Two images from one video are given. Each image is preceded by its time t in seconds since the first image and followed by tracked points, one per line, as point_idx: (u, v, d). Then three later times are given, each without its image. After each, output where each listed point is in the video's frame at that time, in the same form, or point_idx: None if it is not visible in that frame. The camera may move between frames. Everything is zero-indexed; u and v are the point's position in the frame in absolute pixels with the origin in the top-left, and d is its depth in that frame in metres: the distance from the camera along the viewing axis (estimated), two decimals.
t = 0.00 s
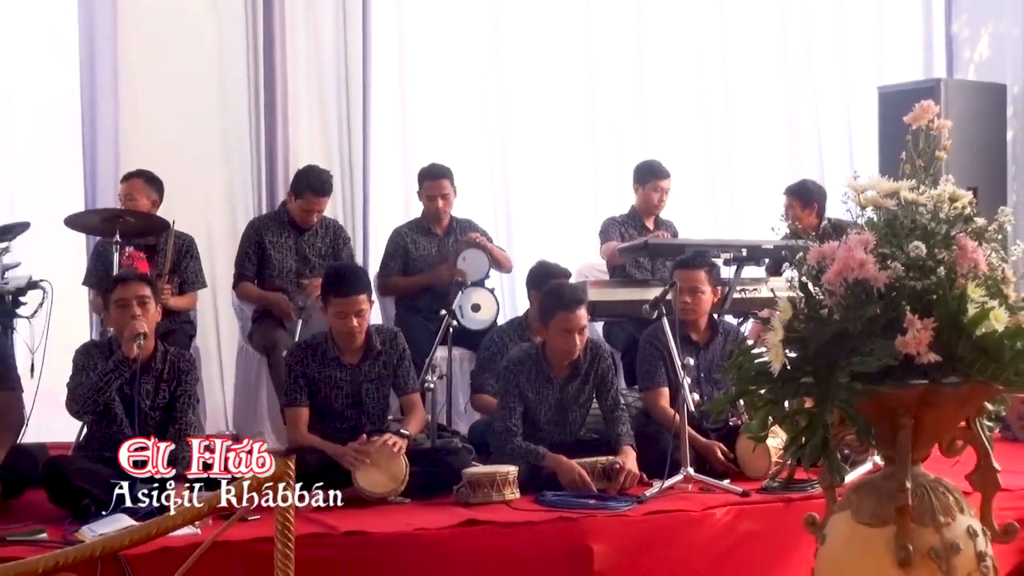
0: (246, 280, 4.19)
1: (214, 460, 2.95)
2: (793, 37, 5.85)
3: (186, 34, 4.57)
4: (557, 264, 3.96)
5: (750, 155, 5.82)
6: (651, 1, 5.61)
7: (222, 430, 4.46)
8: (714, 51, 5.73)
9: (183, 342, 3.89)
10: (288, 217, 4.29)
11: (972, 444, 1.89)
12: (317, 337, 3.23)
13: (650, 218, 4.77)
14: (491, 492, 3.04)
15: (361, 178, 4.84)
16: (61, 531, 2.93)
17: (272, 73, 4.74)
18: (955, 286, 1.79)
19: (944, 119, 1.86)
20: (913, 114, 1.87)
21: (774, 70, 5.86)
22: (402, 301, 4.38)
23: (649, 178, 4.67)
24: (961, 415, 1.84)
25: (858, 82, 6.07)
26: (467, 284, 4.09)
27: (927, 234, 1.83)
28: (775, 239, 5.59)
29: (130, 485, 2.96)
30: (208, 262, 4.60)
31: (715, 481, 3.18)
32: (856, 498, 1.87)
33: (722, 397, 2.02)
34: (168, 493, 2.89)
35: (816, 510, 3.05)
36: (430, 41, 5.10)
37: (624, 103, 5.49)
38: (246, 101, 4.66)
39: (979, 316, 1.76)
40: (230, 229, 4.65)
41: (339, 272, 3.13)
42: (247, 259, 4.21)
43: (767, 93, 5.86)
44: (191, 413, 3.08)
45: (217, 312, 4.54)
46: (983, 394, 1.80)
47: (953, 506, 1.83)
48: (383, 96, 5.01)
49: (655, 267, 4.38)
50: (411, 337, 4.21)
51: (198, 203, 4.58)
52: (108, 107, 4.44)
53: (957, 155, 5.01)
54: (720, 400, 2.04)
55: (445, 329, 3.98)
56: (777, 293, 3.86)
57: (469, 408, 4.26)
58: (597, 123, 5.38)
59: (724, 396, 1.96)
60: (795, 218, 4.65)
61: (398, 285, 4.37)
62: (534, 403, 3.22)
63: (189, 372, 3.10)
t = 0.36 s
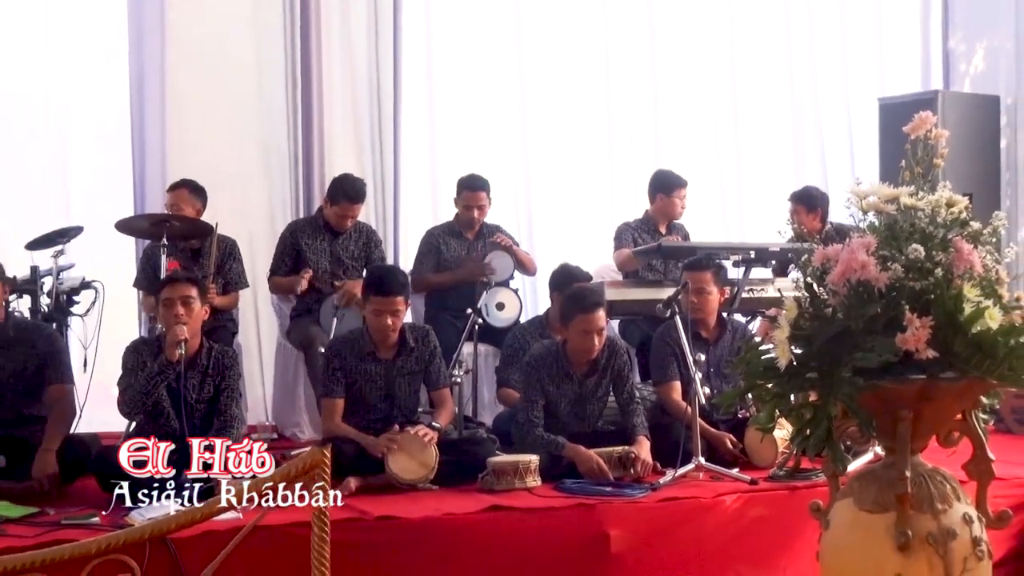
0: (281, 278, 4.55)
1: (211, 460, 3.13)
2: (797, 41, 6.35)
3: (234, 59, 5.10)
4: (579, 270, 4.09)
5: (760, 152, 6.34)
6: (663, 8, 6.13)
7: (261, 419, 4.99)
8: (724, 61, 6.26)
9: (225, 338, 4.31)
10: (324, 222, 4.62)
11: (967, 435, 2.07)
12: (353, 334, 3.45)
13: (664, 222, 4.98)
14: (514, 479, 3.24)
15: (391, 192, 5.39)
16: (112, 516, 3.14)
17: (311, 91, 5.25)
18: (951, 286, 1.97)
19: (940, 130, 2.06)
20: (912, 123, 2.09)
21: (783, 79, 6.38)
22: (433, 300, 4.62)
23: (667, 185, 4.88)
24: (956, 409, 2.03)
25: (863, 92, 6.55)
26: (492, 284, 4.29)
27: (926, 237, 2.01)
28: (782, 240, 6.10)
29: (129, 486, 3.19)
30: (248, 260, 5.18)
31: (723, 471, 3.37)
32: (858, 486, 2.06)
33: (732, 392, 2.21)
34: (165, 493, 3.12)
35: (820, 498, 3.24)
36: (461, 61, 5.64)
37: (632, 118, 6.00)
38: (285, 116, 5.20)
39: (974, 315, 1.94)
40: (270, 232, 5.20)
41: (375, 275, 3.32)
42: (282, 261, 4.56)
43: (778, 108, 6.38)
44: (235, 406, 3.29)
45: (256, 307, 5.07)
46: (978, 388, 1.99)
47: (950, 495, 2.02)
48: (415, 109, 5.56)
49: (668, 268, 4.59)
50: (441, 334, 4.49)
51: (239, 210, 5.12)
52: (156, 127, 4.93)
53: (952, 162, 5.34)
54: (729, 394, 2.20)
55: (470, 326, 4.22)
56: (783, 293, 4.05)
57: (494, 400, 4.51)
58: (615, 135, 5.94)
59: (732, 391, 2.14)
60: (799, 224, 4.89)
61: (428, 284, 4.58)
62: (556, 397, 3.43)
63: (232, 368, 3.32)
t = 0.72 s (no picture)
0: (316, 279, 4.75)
1: (212, 460, 3.33)
2: (801, 50, 6.52)
3: (271, 76, 5.45)
4: (596, 269, 4.29)
5: (764, 158, 6.54)
6: (676, 13, 6.33)
7: (297, 412, 5.28)
8: (732, 69, 6.45)
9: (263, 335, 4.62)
10: (356, 226, 4.85)
11: (964, 428, 2.20)
12: (383, 333, 3.66)
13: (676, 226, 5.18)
14: (534, 468, 3.44)
15: (420, 194, 5.69)
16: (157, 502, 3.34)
17: (343, 101, 5.56)
18: (949, 287, 2.09)
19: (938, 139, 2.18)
20: (912, 132, 2.19)
21: (786, 87, 6.57)
22: (457, 300, 4.83)
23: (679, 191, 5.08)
24: (953, 403, 2.15)
25: (863, 101, 6.73)
26: (515, 285, 4.53)
27: (924, 240, 2.12)
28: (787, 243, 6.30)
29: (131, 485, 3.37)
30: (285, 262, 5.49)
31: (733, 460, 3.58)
32: (859, 476, 2.19)
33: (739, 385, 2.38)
34: (167, 492, 3.27)
35: (824, 486, 3.43)
36: (481, 72, 5.92)
37: (644, 126, 6.24)
38: (318, 127, 5.53)
39: (971, 314, 2.06)
40: (305, 235, 5.52)
41: (406, 278, 3.53)
42: (316, 262, 4.77)
43: (780, 116, 6.57)
44: (273, 401, 3.49)
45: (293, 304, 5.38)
46: (975, 382, 2.11)
47: (948, 484, 2.14)
48: (439, 117, 5.85)
49: (680, 270, 4.76)
50: (464, 331, 4.70)
51: (277, 218, 5.47)
52: (200, 141, 5.29)
53: (949, 168, 5.52)
54: (737, 388, 2.35)
55: (492, 324, 4.44)
56: (789, 293, 4.24)
57: (515, 394, 4.74)
58: (629, 143, 6.16)
59: (741, 384, 2.29)
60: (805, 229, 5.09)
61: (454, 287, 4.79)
62: (573, 391, 3.63)
63: (269, 365, 3.53)
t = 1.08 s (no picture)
0: (339, 284, 4.83)
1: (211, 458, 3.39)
2: (806, 54, 6.61)
3: (288, 80, 5.58)
4: (606, 269, 4.37)
5: (769, 160, 6.62)
6: (684, 18, 6.43)
7: (314, 407, 5.40)
8: (739, 74, 6.54)
9: (281, 334, 4.74)
10: (372, 228, 4.95)
11: (966, 424, 2.20)
12: (399, 331, 3.77)
13: (683, 228, 5.26)
14: (545, 464, 3.54)
15: (434, 196, 5.80)
16: (179, 496, 3.44)
17: (359, 105, 5.71)
18: (950, 287, 2.08)
19: (938, 143, 2.16)
20: (913, 137, 2.18)
21: (791, 91, 6.65)
22: (469, 299, 4.92)
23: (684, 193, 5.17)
24: (955, 399, 2.15)
25: (867, 105, 6.80)
26: (525, 284, 4.63)
27: (926, 241, 2.12)
28: (791, 243, 6.39)
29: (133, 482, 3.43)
30: (302, 262, 5.60)
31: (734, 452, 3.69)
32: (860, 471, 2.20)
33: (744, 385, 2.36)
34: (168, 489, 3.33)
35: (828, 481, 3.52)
36: (491, 76, 6.03)
37: (652, 128, 6.34)
38: (335, 128, 5.65)
39: (972, 313, 2.06)
40: (322, 236, 5.64)
41: (421, 282, 3.62)
42: (340, 266, 4.85)
43: (785, 120, 6.65)
44: (291, 397, 3.60)
45: (310, 303, 5.52)
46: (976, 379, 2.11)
47: (949, 479, 2.15)
48: (452, 121, 5.96)
49: (687, 271, 4.78)
50: (476, 330, 4.80)
51: (295, 216, 5.58)
52: (219, 148, 5.44)
53: (951, 171, 5.59)
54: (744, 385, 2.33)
55: (504, 323, 4.55)
56: (793, 292, 4.28)
57: (526, 391, 4.84)
58: (637, 145, 6.26)
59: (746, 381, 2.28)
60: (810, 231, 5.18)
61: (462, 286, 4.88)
62: (584, 387, 3.73)
63: (287, 362, 3.62)
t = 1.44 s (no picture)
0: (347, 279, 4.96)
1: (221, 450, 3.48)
2: (808, 59, 6.71)
3: (303, 86, 5.70)
4: (613, 270, 4.39)
5: (773, 163, 6.72)
6: (689, 23, 6.54)
7: (329, 404, 5.53)
8: (742, 80, 6.65)
9: (298, 332, 4.87)
10: (386, 230, 5.07)
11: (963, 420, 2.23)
12: (413, 332, 3.89)
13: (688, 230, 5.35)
14: (554, 459, 3.64)
15: (446, 198, 5.92)
16: (199, 489, 3.54)
17: (372, 112, 5.83)
18: (948, 287, 2.13)
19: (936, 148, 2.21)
20: (913, 141, 2.23)
21: (794, 96, 6.75)
22: (479, 300, 5.03)
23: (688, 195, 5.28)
24: (953, 395, 2.19)
25: (868, 110, 6.90)
26: (533, 286, 4.75)
27: (925, 243, 2.17)
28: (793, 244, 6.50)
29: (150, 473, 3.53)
30: (317, 263, 5.73)
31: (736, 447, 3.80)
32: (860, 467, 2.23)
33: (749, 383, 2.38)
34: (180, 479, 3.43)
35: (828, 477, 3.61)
36: (500, 81, 6.15)
37: (659, 132, 6.42)
38: (348, 132, 5.77)
39: (969, 312, 2.09)
40: (336, 237, 5.76)
41: (436, 289, 3.73)
42: (348, 263, 5.00)
43: (788, 125, 6.75)
44: (307, 392, 3.71)
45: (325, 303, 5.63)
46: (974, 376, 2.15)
47: (948, 473, 2.17)
48: (463, 125, 6.08)
49: (691, 272, 4.86)
50: (486, 329, 4.91)
51: (310, 218, 5.70)
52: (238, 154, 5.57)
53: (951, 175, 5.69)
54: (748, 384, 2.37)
55: (514, 323, 4.66)
56: (795, 292, 4.34)
57: (536, 388, 4.96)
58: (643, 148, 6.37)
59: (750, 380, 2.32)
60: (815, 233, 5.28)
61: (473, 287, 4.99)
62: (591, 384, 3.84)
63: (304, 359, 3.74)
